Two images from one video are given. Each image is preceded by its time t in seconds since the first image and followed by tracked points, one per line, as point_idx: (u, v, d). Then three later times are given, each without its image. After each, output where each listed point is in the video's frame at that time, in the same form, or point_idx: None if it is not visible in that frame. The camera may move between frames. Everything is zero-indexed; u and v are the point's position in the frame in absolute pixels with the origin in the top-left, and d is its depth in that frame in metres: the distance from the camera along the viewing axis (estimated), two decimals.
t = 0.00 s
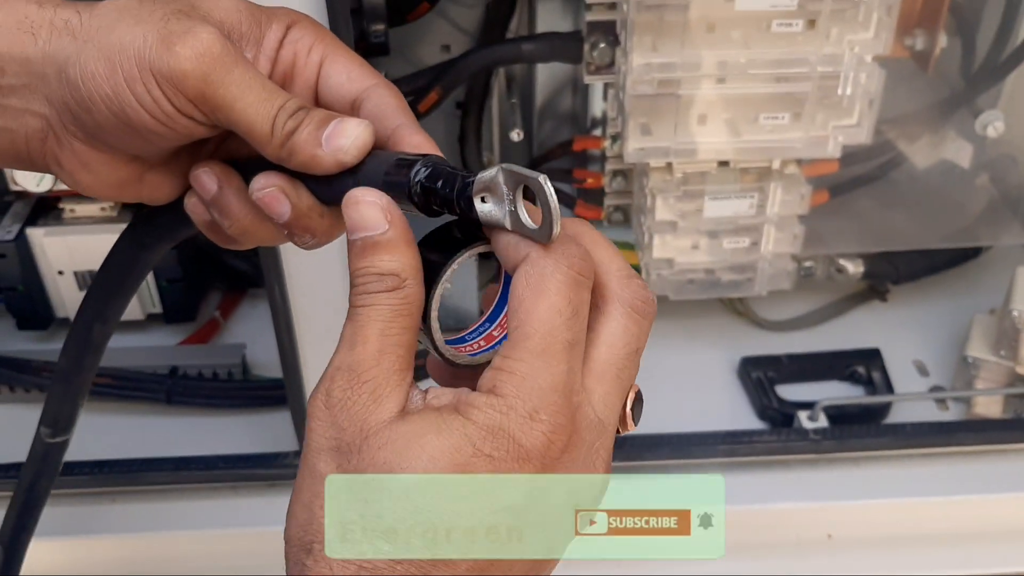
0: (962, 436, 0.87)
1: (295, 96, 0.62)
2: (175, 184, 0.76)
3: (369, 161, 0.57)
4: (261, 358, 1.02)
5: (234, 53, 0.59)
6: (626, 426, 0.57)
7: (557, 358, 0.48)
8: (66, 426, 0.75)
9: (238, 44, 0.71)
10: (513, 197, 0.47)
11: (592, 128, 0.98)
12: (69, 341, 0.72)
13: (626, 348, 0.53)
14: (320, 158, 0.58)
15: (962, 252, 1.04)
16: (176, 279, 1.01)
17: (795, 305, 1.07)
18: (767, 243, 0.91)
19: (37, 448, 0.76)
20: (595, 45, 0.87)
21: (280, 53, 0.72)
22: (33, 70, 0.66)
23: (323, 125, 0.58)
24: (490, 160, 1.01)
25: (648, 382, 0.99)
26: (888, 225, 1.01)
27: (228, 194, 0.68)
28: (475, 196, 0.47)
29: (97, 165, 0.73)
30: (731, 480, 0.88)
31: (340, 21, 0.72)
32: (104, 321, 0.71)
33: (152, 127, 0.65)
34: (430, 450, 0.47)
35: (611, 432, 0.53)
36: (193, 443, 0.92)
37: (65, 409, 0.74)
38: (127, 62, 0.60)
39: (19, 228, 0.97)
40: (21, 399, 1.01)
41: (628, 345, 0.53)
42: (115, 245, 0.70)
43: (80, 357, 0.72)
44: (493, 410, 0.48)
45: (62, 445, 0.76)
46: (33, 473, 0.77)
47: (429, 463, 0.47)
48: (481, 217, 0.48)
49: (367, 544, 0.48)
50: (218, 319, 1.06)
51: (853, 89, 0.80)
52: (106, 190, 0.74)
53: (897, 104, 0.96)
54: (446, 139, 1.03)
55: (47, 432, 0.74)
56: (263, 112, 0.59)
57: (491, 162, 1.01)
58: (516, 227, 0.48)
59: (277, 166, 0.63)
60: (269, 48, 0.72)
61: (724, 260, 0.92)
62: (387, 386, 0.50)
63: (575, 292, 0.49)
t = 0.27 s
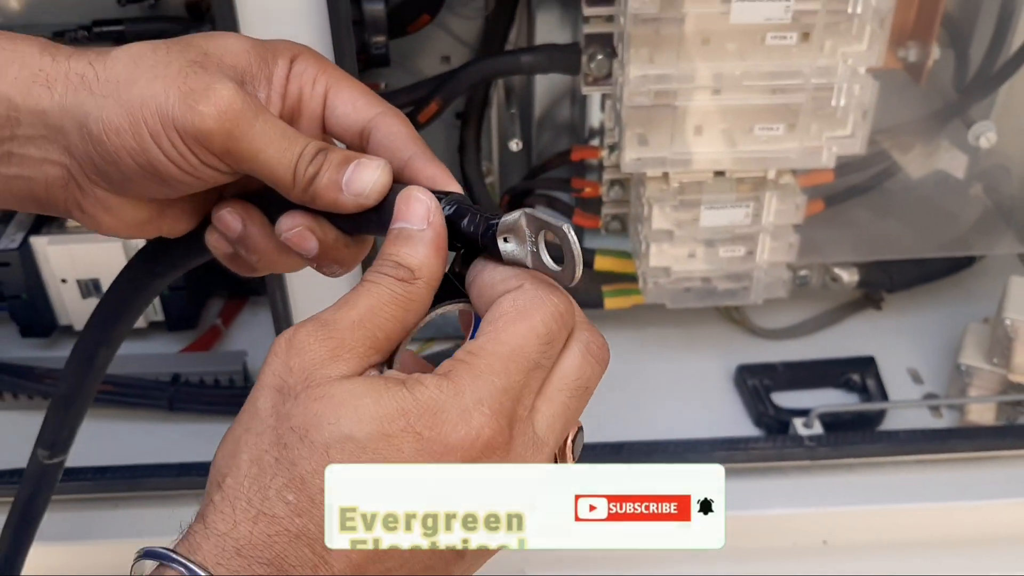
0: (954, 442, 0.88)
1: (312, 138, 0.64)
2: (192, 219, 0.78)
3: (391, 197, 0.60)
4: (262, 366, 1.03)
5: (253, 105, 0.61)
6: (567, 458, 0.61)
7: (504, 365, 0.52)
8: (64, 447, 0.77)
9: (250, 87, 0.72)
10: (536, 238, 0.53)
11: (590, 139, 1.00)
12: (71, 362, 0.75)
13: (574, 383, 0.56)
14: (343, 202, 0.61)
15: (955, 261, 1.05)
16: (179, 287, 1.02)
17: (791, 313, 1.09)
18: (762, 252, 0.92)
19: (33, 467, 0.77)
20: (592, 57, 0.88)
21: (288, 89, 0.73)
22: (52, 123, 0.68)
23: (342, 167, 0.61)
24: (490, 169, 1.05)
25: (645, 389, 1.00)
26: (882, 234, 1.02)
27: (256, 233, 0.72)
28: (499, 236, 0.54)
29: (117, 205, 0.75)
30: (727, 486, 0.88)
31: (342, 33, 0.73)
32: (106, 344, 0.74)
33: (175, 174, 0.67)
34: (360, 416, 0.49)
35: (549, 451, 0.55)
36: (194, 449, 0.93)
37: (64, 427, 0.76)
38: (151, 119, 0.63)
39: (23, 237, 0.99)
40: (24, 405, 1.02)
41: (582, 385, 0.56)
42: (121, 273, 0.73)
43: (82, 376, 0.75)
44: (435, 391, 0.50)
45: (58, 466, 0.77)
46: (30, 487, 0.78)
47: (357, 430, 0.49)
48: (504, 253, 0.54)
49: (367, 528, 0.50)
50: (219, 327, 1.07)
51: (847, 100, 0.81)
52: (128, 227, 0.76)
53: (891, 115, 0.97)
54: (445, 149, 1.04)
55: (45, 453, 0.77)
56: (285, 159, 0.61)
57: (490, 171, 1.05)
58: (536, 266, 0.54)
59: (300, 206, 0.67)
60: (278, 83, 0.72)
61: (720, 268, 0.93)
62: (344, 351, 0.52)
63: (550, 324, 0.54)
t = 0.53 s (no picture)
0: (943, 456, 0.90)
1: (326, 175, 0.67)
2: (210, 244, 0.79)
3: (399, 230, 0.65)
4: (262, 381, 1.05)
5: (269, 154, 0.64)
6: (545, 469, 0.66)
7: (487, 348, 0.57)
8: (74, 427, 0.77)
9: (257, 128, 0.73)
10: (530, 272, 0.57)
11: (585, 158, 1.01)
12: (81, 354, 0.76)
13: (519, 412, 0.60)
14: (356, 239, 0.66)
15: (944, 279, 1.07)
16: (179, 304, 1.03)
17: (783, 330, 1.10)
18: (754, 269, 0.94)
19: (42, 444, 0.78)
20: (587, 78, 0.91)
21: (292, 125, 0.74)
22: (74, 173, 0.72)
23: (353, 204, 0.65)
24: (486, 187, 1.07)
25: (639, 404, 1.01)
26: (872, 252, 1.04)
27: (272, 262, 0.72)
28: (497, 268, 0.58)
29: (136, 243, 0.77)
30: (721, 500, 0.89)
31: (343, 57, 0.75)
32: (118, 337, 0.76)
33: (194, 220, 0.70)
34: (368, 349, 0.52)
35: (505, 454, 0.58)
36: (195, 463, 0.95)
37: (74, 412, 0.77)
38: (172, 173, 0.66)
39: (27, 254, 1.00)
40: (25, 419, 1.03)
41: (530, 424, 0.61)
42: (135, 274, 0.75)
43: (91, 367, 0.76)
44: (436, 347, 0.54)
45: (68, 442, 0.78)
46: (37, 464, 0.78)
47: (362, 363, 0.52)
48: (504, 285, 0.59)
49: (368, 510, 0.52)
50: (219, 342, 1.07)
51: (835, 122, 0.82)
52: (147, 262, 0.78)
53: (879, 134, 1.00)
54: (443, 169, 1.06)
55: (55, 432, 0.77)
56: (304, 203, 0.65)
57: (486, 189, 1.07)
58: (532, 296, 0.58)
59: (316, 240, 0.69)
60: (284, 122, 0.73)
61: (713, 285, 0.95)
62: (332, 301, 0.55)
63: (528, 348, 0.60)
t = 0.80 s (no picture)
0: (927, 479, 0.92)
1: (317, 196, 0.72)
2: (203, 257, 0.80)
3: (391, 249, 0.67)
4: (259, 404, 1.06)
5: (263, 175, 0.69)
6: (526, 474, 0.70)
7: (472, 358, 0.58)
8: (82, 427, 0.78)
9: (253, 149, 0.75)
10: (512, 296, 0.55)
11: (577, 186, 1.05)
12: (87, 357, 0.76)
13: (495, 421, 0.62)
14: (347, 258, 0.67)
15: (928, 305, 1.09)
16: (179, 327, 1.06)
17: (771, 355, 1.12)
18: (740, 295, 0.96)
19: (49, 444, 0.78)
20: (577, 109, 0.93)
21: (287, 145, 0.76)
22: (76, 189, 0.75)
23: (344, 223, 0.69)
24: (480, 216, 1.08)
25: (629, 427, 1.03)
26: (857, 279, 1.06)
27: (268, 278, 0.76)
28: (479, 290, 0.55)
29: (132, 256, 0.80)
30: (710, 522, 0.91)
31: (338, 88, 0.78)
32: (123, 343, 0.76)
33: (191, 236, 0.74)
34: (363, 358, 0.53)
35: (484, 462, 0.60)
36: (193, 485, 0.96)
37: (82, 410, 0.78)
38: (173, 193, 0.70)
39: (30, 279, 1.02)
40: (24, 442, 1.04)
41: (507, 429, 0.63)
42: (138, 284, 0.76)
43: (97, 369, 0.76)
44: (427, 355, 0.56)
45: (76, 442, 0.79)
46: (48, 462, 0.79)
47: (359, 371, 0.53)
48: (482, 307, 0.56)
49: (366, 498, 0.55)
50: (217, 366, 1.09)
51: (817, 151, 0.85)
52: (143, 275, 0.81)
53: (864, 164, 1.02)
54: (437, 196, 1.10)
55: (64, 430, 0.78)
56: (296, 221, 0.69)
57: (480, 217, 1.08)
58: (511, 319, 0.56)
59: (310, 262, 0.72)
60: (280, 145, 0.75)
61: (702, 310, 0.97)
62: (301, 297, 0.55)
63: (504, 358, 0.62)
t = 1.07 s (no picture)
0: (902, 506, 0.94)
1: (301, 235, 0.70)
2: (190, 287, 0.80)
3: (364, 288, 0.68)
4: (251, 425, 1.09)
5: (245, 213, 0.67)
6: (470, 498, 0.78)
7: (441, 430, 0.65)
8: (81, 451, 0.79)
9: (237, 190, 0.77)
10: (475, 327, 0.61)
11: (564, 216, 1.07)
12: (85, 385, 0.78)
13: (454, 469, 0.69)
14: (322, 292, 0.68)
15: (908, 337, 1.12)
16: (174, 349, 1.08)
17: (755, 383, 1.14)
18: (721, 324, 0.98)
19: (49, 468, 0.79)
20: (564, 141, 0.96)
21: (270, 187, 0.78)
22: (69, 227, 0.77)
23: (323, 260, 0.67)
24: (472, 243, 1.11)
25: (613, 452, 1.05)
26: (838, 309, 1.09)
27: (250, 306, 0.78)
28: (446, 323, 0.62)
29: (121, 287, 0.82)
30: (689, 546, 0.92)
31: (329, 118, 0.80)
32: (118, 371, 0.78)
33: (177, 273, 0.74)
34: (347, 427, 0.61)
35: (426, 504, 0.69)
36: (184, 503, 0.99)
37: (80, 437, 0.79)
38: (159, 232, 0.71)
39: (30, 299, 1.05)
40: (20, 459, 1.06)
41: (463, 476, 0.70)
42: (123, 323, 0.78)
43: (96, 397, 0.78)
44: (407, 427, 0.62)
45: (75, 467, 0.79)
46: (46, 487, 0.79)
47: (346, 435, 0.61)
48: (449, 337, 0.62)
49: (367, 498, 0.63)
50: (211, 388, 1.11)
51: (794, 185, 0.87)
52: (132, 306, 0.83)
53: (844, 198, 1.05)
54: (429, 224, 1.13)
55: (63, 455, 0.78)
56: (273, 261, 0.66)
57: (472, 244, 1.11)
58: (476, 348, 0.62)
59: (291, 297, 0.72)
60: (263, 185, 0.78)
61: (684, 338, 0.99)
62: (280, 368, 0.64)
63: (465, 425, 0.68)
